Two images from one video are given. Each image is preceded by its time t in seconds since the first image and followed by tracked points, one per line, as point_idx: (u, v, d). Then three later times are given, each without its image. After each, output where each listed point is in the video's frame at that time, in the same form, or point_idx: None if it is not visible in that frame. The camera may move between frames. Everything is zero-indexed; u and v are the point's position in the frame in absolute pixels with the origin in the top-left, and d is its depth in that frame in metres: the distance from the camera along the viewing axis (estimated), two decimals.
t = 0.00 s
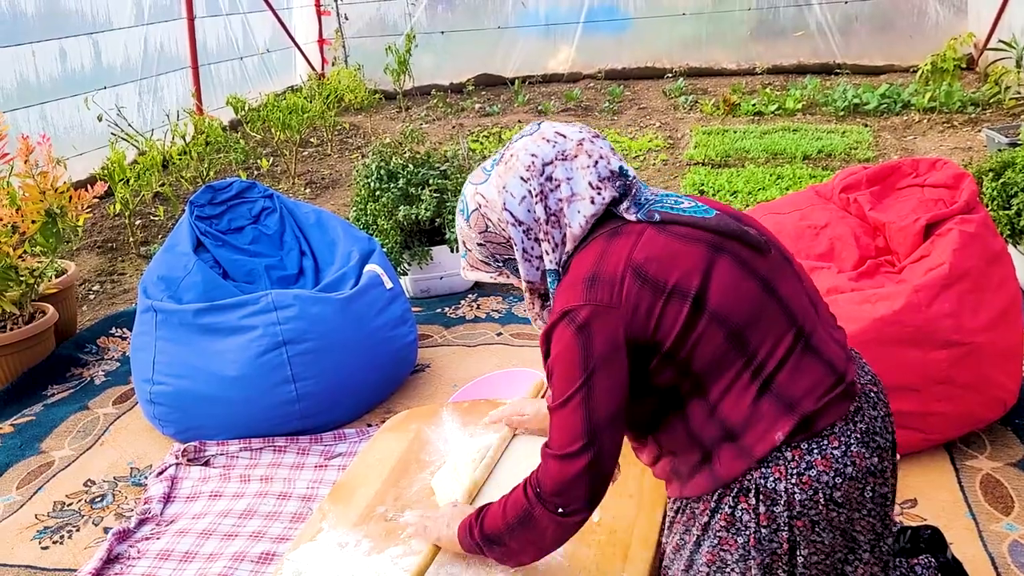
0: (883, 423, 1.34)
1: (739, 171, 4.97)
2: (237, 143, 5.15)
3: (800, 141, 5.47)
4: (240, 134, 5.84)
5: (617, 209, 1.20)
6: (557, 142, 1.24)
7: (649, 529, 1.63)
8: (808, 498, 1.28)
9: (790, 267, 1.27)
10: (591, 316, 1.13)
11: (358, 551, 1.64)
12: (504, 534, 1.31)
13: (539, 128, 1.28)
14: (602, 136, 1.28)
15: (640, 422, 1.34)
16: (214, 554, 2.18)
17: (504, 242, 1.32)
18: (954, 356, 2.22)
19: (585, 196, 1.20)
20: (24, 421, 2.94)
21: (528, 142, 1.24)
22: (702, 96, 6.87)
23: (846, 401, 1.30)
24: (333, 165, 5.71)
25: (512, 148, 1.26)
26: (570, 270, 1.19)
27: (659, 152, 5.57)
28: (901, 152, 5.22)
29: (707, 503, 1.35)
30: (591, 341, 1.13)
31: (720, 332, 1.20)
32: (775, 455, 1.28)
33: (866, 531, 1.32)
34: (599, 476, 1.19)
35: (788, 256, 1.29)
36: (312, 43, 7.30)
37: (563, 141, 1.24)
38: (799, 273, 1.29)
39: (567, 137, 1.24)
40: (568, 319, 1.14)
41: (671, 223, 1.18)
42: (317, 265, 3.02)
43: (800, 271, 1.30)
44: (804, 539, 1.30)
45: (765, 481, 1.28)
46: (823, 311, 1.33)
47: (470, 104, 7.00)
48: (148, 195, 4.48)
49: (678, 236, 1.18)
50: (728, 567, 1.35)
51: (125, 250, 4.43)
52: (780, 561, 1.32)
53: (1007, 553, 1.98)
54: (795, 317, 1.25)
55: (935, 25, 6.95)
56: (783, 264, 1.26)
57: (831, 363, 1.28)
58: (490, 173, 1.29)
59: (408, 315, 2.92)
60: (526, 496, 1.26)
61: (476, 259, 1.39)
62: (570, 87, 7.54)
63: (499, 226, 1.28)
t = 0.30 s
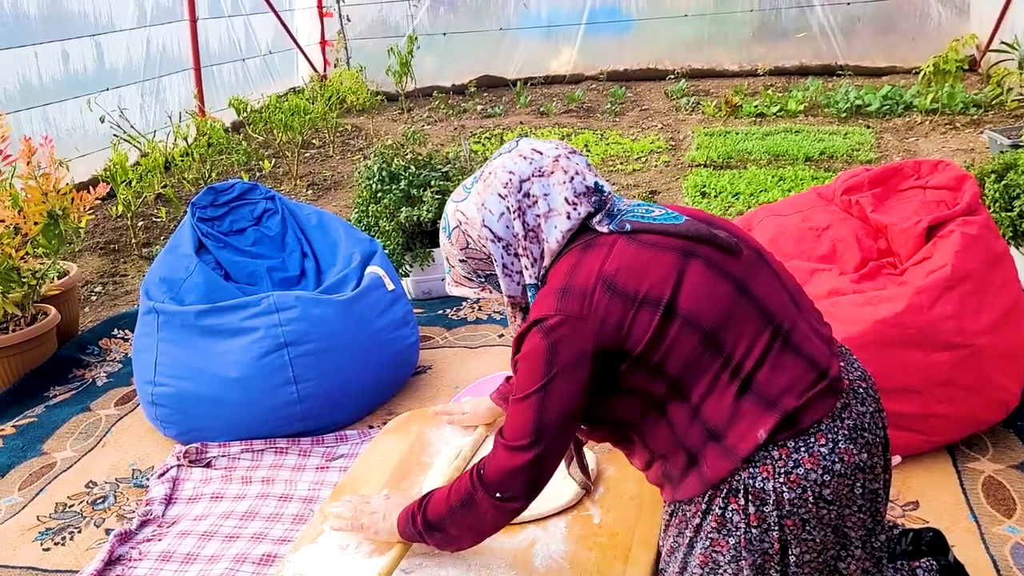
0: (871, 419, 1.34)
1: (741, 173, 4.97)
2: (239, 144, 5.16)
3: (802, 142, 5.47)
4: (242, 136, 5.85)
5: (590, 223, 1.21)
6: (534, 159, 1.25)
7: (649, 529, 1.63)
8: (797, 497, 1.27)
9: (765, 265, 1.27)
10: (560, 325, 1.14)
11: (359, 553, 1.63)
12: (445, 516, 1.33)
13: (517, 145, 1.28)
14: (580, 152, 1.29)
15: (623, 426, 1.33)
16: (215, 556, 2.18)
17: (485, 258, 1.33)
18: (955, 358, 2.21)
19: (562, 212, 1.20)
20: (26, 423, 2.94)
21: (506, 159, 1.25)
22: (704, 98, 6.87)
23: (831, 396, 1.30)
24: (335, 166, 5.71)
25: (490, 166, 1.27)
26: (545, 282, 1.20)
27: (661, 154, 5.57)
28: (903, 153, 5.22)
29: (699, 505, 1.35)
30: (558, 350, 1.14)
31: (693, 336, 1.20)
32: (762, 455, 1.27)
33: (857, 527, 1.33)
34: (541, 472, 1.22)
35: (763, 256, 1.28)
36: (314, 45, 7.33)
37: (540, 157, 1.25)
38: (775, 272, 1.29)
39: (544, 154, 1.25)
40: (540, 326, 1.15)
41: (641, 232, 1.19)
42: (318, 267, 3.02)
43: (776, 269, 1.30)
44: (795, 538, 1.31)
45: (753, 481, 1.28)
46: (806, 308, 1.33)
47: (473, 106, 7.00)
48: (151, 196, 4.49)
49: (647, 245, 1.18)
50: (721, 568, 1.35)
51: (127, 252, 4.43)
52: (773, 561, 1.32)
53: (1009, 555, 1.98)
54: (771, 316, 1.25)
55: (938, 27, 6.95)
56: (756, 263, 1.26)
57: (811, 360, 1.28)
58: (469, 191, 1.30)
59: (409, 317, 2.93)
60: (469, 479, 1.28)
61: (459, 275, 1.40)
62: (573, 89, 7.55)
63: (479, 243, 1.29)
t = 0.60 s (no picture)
0: (874, 420, 1.34)
1: (743, 174, 4.97)
2: (241, 146, 5.16)
3: (804, 144, 5.47)
4: (244, 137, 5.85)
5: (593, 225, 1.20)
6: (538, 159, 1.24)
7: (650, 531, 1.63)
8: (802, 499, 1.27)
9: (768, 267, 1.27)
10: (567, 331, 1.14)
11: (361, 556, 1.64)
12: (475, 535, 1.32)
13: (520, 145, 1.28)
14: (583, 153, 1.29)
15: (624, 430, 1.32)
16: (216, 557, 2.18)
17: (487, 258, 1.32)
18: (957, 360, 2.21)
19: (565, 212, 1.20)
20: (27, 424, 2.94)
21: (509, 159, 1.25)
22: (706, 99, 6.87)
23: (834, 398, 1.29)
24: (337, 167, 5.72)
25: (493, 165, 1.26)
26: (548, 285, 1.20)
27: (662, 155, 5.57)
28: (905, 155, 5.21)
29: (702, 508, 1.34)
30: (567, 356, 1.14)
31: (696, 339, 1.20)
32: (767, 457, 1.27)
33: (861, 528, 1.33)
34: (569, 481, 1.21)
35: (765, 257, 1.28)
36: (316, 46, 7.34)
37: (545, 157, 1.24)
38: (778, 273, 1.28)
39: (548, 154, 1.24)
40: (545, 334, 1.15)
41: (644, 235, 1.19)
42: (319, 268, 3.02)
43: (778, 271, 1.30)
44: (800, 540, 1.30)
45: (758, 484, 1.27)
46: (809, 309, 1.33)
47: (474, 107, 7.01)
48: (152, 197, 4.50)
49: (649, 248, 1.18)
50: (725, 571, 1.35)
51: (129, 253, 4.44)
52: (778, 563, 1.32)
53: (1010, 558, 1.97)
54: (775, 318, 1.24)
55: (939, 28, 6.94)
56: (759, 264, 1.25)
57: (814, 361, 1.27)
58: (472, 190, 1.30)
59: (411, 318, 2.92)
60: (499, 495, 1.28)
61: (460, 273, 1.39)
62: (575, 90, 7.55)
63: (481, 241, 1.29)
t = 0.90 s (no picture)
0: (872, 420, 1.33)
1: (744, 176, 4.97)
2: (243, 146, 5.17)
3: (805, 145, 5.47)
4: (246, 138, 5.86)
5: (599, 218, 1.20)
6: (539, 152, 1.24)
7: (650, 532, 1.63)
8: (798, 499, 1.27)
9: (772, 267, 1.27)
10: (575, 321, 1.15)
11: (362, 555, 1.65)
12: (544, 540, 1.31)
13: (520, 139, 1.28)
14: (583, 146, 1.29)
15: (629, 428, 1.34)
16: (217, 557, 2.18)
17: (489, 252, 1.32)
18: (959, 361, 2.21)
19: (568, 205, 1.20)
20: (29, 425, 2.94)
21: (510, 152, 1.25)
22: (708, 100, 6.87)
23: (832, 399, 1.29)
24: (338, 168, 5.72)
25: (493, 159, 1.26)
26: (555, 278, 1.20)
27: (664, 157, 5.57)
28: (907, 156, 5.21)
29: (699, 506, 1.34)
30: (578, 345, 1.15)
31: (703, 337, 1.20)
32: (763, 457, 1.27)
33: (858, 528, 1.33)
34: (618, 478, 1.18)
35: (771, 258, 1.28)
36: (318, 47, 7.33)
37: (545, 150, 1.24)
38: (782, 274, 1.28)
39: (549, 147, 1.24)
40: (555, 325, 1.16)
41: (651, 229, 1.18)
42: (321, 269, 3.02)
43: (783, 271, 1.29)
44: (796, 540, 1.30)
45: (754, 483, 1.28)
46: (812, 312, 1.33)
47: (476, 108, 7.01)
48: (154, 198, 4.50)
49: (657, 242, 1.18)
50: (721, 570, 1.35)
51: (131, 253, 4.44)
52: (773, 563, 1.32)
53: (1012, 559, 1.97)
54: (778, 319, 1.24)
55: (941, 30, 6.94)
56: (764, 265, 1.25)
57: (815, 364, 1.27)
58: (473, 184, 1.29)
59: (412, 319, 2.92)
60: (554, 500, 1.27)
61: (462, 268, 1.39)
62: (576, 91, 7.55)
63: (483, 236, 1.28)
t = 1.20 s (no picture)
0: (881, 423, 1.33)
1: (746, 177, 4.97)
2: (246, 147, 5.18)
3: (807, 146, 5.47)
4: (248, 139, 5.87)
5: (605, 218, 1.20)
6: (538, 156, 1.24)
7: (653, 533, 1.63)
8: (809, 502, 1.27)
9: (778, 270, 1.27)
10: (576, 321, 1.14)
11: (364, 556, 1.65)
12: (489, 536, 1.31)
13: (519, 145, 1.28)
14: (583, 148, 1.29)
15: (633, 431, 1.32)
16: (219, 557, 2.19)
17: (492, 259, 1.32)
18: (962, 362, 2.21)
19: (569, 207, 1.20)
20: (31, 425, 2.94)
21: (509, 158, 1.25)
22: (710, 102, 6.87)
23: (842, 401, 1.29)
24: (341, 169, 5.73)
25: (493, 166, 1.26)
26: (559, 278, 1.19)
27: (666, 158, 5.57)
28: (909, 157, 5.21)
29: (709, 510, 1.35)
30: (575, 347, 1.14)
31: (708, 341, 1.20)
32: (774, 460, 1.27)
33: (868, 531, 1.33)
34: (578, 481, 1.19)
35: (777, 261, 1.28)
36: (320, 48, 7.32)
37: (544, 155, 1.24)
38: (788, 277, 1.28)
39: (548, 151, 1.24)
40: (553, 325, 1.15)
41: (658, 232, 1.18)
42: (324, 269, 3.02)
43: (789, 275, 1.30)
44: (807, 543, 1.31)
45: (765, 487, 1.28)
46: (818, 314, 1.33)
47: (478, 109, 7.01)
48: (156, 199, 4.51)
49: (664, 244, 1.18)
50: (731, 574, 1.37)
51: (133, 253, 4.45)
52: (784, 566, 1.33)
53: (1014, 561, 1.97)
54: (785, 322, 1.24)
55: (944, 31, 6.93)
56: (770, 268, 1.26)
57: (822, 366, 1.27)
58: (473, 193, 1.30)
59: (414, 320, 2.92)
60: (511, 496, 1.27)
61: (467, 278, 1.39)
62: (578, 92, 7.56)
63: (486, 244, 1.29)
